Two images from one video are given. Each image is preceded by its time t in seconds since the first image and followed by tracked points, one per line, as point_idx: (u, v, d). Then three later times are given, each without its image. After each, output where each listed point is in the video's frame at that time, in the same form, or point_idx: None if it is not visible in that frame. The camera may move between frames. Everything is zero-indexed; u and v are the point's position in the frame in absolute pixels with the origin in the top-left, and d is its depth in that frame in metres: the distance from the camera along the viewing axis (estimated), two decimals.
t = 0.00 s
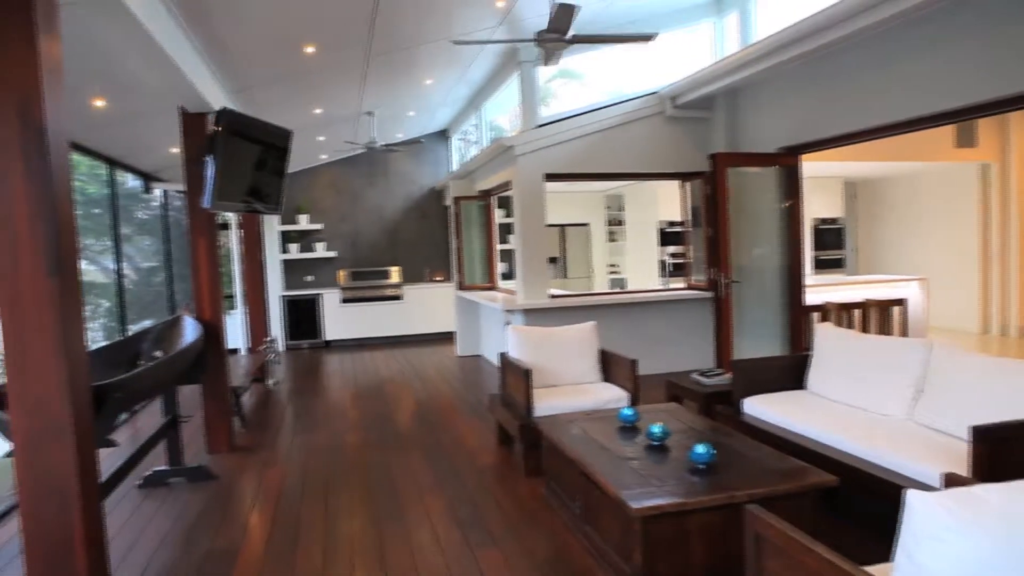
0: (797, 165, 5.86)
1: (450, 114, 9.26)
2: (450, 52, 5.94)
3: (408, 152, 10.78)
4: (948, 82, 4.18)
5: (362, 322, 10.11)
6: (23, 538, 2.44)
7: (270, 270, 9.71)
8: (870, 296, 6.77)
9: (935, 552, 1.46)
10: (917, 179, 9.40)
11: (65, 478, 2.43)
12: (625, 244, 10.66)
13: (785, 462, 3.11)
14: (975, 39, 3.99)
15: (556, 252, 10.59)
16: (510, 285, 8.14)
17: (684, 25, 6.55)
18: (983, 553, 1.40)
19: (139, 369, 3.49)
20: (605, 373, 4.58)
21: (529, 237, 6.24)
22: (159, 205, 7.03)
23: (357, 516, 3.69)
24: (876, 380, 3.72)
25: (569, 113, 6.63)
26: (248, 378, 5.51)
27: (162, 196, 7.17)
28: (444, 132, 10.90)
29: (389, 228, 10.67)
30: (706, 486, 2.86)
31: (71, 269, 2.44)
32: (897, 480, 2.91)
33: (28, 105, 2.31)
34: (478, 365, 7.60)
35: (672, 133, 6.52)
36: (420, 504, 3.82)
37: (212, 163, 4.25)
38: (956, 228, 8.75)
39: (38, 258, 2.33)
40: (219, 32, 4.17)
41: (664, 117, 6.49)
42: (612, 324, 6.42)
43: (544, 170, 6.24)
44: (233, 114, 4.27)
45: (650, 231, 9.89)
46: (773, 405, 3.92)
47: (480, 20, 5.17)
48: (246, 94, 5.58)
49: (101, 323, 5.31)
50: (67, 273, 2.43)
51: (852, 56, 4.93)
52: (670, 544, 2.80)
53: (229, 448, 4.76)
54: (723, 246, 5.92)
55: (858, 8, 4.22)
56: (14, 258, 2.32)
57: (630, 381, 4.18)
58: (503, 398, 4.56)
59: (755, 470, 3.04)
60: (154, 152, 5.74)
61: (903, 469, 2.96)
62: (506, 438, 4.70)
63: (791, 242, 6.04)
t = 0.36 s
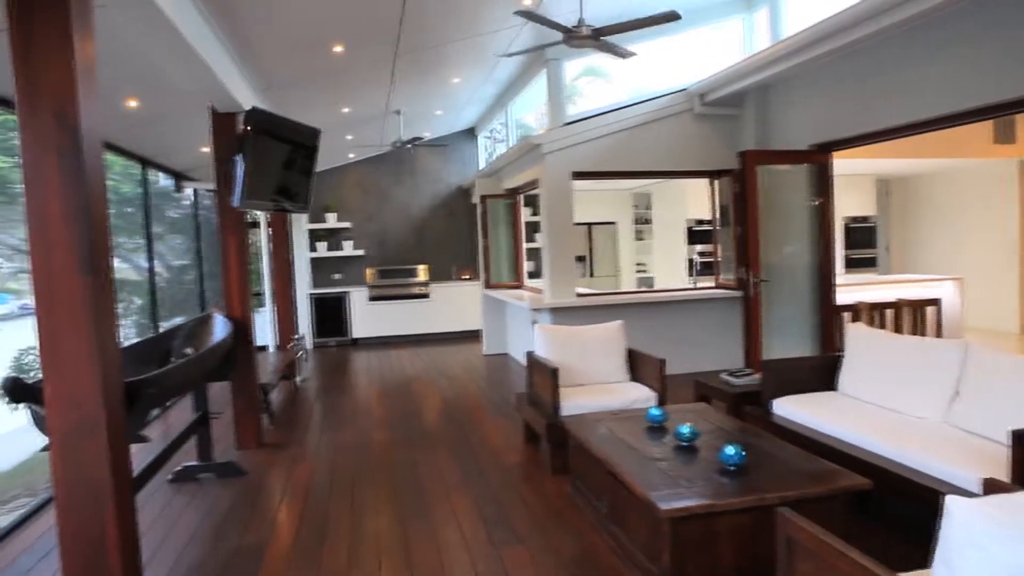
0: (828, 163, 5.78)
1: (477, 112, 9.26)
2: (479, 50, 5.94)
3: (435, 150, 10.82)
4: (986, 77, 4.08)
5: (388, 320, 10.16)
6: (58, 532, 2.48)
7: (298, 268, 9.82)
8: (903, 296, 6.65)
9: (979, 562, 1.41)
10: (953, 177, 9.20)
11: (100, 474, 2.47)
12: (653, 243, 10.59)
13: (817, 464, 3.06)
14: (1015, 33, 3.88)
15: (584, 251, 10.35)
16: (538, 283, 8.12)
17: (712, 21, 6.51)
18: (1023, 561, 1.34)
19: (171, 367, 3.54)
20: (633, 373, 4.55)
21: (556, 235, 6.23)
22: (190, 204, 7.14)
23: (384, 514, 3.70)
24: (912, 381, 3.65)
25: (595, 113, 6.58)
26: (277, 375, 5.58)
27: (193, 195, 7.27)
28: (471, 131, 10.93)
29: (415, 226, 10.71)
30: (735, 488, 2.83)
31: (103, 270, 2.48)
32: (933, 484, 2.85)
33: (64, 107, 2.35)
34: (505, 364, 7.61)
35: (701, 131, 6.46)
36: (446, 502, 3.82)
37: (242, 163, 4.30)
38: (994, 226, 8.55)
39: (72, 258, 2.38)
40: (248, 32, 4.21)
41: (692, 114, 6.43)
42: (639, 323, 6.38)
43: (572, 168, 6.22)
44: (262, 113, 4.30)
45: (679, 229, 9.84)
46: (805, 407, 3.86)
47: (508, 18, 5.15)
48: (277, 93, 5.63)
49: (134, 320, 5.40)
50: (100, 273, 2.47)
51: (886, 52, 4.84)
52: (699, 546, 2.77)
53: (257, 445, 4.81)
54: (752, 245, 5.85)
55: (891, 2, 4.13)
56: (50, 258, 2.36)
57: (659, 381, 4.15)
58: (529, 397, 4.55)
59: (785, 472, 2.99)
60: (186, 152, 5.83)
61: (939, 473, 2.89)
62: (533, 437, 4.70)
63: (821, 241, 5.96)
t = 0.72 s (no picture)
0: (861, 160, 5.68)
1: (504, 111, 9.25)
2: (505, 49, 5.94)
3: (462, 149, 10.83)
4: None
5: (414, 318, 10.21)
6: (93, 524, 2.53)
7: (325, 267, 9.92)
8: (939, 296, 6.51)
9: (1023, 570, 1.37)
10: (990, 174, 8.99)
11: (134, 469, 2.51)
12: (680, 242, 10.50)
13: (850, 467, 3.01)
14: None
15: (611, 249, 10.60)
16: (565, 282, 8.10)
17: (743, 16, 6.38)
18: None
19: (201, 364, 3.58)
20: (661, 372, 4.52)
21: (583, 234, 6.21)
22: (221, 203, 7.24)
23: (410, 511, 3.72)
24: (949, 383, 3.57)
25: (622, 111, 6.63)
26: (306, 372, 5.64)
27: (224, 194, 7.38)
28: (498, 129, 10.93)
29: (441, 225, 10.75)
30: (766, 491, 2.79)
31: (136, 268, 2.52)
32: (971, 489, 2.78)
33: (99, 106, 2.39)
34: (532, 363, 7.60)
35: (731, 128, 6.40)
36: (472, 501, 3.83)
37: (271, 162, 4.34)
38: None
39: (106, 257, 2.42)
40: (276, 32, 4.25)
41: (721, 111, 6.36)
42: (667, 323, 6.33)
43: (600, 167, 6.19)
44: (290, 112, 4.34)
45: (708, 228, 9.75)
46: (837, 408, 3.80)
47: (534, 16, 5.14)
48: (307, 92, 5.69)
49: (166, 317, 5.49)
50: (133, 271, 2.51)
51: (920, 47, 4.74)
52: (728, 549, 2.74)
53: (286, 442, 4.87)
54: (782, 243, 5.78)
55: None
56: (84, 255, 2.41)
57: (687, 381, 4.11)
58: (556, 396, 4.53)
59: (817, 475, 2.94)
60: (217, 152, 5.91)
61: (977, 477, 2.82)
62: (560, 436, 4.69)
63: (853, 240, 5.86)
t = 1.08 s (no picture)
0: (892, 158, 5.57)
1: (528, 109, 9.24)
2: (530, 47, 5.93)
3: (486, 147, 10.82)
4: None
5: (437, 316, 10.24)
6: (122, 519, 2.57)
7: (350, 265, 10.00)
8: (973, 296, 6.38)
9: None
10: None
11: (161, 466, 2.55)
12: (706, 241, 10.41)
13: (879, 470, 2.96)
14: None
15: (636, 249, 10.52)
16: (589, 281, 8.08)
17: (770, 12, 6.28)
18: None
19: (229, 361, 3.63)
20: (686, 372, 4.49)
21: (607, 233, 6.18)
22: (248, 202, 7.32)
23: (433, 510, 3.73)
24: (982, 385, 3.49)
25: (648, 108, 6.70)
26: (330, 370, 5.69)
27: (250, 193, 7.46)
28: (523, 127, 10.92)
29: (464, 224, 10.77)
30: (794, 493, 2.75)
31: (165, 267, 2.56)
32: (1005, 493, 2.72)
33: (129, 109, 2.43)
34: (557, 362, 7.59)
35: (759, 125, 6.33)
36: (495, 500, 3.83)
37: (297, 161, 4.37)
38: None
39: (135, 257, 2.46)
40: (302, 33, 4.29)
41: (749, 108, 6.29)
42: (692, 322, 6.29)
43: (625, 165, 6.16)
44: (316, 112, 4.37)
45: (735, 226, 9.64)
46: (866, 410, 3.74)
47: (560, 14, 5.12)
48: (333, 92, 5.73)
49: (194, 315, 5.57)
50: (162, 270, 2.54)
51: (951, 43, 4.66)
52: (755, 552, 2.71)
53: (310, 439, 4.91)
54: (810, 242, 5.71)
55: None
56: (114, 256, 2.45)
57: (713, 381, 4.07)
58: (580, 395, 4.52)
59: (846, 478, 2.90)
60: (244, 151, 5.98)
61: (1011, 482, 2.76)
62: (584, 436, 4.68)
63: (883, 239, 5.77)
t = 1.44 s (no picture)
0: (920, 155, 5.47)
1: (551, 108, 9.23)
2: (552, 46, 5.93)
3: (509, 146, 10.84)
4: None
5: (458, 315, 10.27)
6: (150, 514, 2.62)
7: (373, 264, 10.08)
8: (1005, 296, 6.24)
9: None
10: None
11: (188, 462, 2.58)
12: (730, 240, 10.32)
13: (909, 474, 2.91)
14: None
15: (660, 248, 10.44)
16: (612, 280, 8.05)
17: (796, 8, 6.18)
18: None
19: (255, 358, 3.67)
20: (711, 373, 4.46)
21: (629, 231, 6.15)
22: (272, 201, 7.41)
23: (455, 508, 3.74)
24: (1015, 388, 3.41)
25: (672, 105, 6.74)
26: (353, 368, 5.73)
27: (275, 193, 7.54)
28: (545, 126, 10.91)
29: (485, 223, 10.79)
30: (821, 496, 2.72)
31: (192, 266, 2.59)
32: None
33: (156, 110, 2.45)
34: (580, 361, 7.58)
35: (785, 123, 6.26)
36: (518, 499, 3.83)
37: (321, 160, 4.40)
38: None
39: (162, 256, 2.49)
40: (325, 33, 4.32)
41: (774, 106, 6.23)
42: (715, 322, 6.25)
43: (648, 164, 6.13)
44: (340, 111, 4.39)
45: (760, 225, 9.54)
46: (896, 412, 3.68)
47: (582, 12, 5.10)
48: (357, 91, 5.77)
49: (220, 313, 5.65)
50: (188, 269, 2.58)
51: (978, 38, 4.57)
52: (781, 556, 2.68)
53: (334, 436, 4.95)
54: (838, 241, 5.67)
55: None
56: (142, 255, 2.48)
57: (738, 382, 4.04)
58: (604, 395, 4.51)
59: (875, 481, 2.86)
60: (269, 151, 6.04)
61: None
62: (608, 436, 4.66)
63: (912, 238, 5.68)
